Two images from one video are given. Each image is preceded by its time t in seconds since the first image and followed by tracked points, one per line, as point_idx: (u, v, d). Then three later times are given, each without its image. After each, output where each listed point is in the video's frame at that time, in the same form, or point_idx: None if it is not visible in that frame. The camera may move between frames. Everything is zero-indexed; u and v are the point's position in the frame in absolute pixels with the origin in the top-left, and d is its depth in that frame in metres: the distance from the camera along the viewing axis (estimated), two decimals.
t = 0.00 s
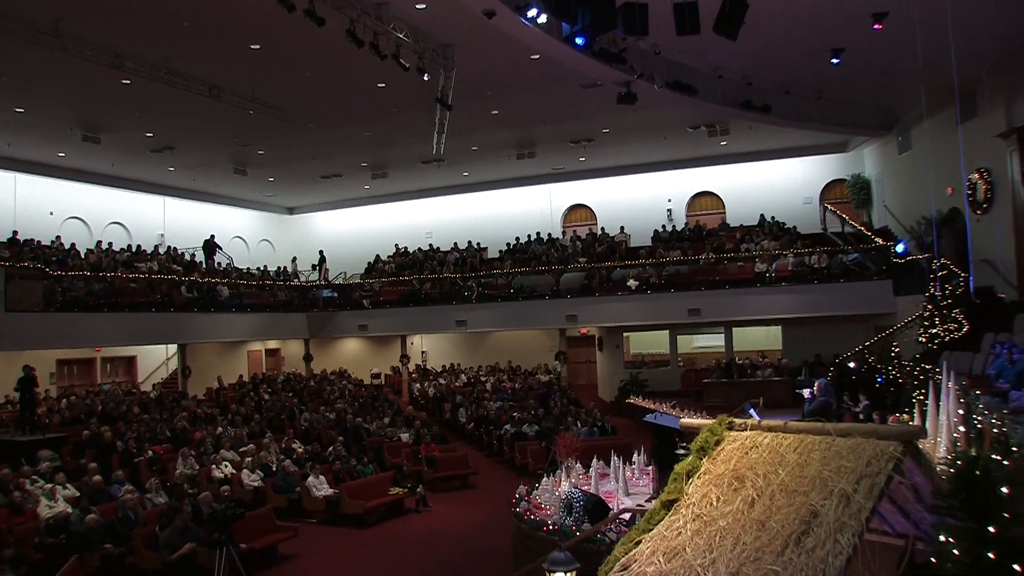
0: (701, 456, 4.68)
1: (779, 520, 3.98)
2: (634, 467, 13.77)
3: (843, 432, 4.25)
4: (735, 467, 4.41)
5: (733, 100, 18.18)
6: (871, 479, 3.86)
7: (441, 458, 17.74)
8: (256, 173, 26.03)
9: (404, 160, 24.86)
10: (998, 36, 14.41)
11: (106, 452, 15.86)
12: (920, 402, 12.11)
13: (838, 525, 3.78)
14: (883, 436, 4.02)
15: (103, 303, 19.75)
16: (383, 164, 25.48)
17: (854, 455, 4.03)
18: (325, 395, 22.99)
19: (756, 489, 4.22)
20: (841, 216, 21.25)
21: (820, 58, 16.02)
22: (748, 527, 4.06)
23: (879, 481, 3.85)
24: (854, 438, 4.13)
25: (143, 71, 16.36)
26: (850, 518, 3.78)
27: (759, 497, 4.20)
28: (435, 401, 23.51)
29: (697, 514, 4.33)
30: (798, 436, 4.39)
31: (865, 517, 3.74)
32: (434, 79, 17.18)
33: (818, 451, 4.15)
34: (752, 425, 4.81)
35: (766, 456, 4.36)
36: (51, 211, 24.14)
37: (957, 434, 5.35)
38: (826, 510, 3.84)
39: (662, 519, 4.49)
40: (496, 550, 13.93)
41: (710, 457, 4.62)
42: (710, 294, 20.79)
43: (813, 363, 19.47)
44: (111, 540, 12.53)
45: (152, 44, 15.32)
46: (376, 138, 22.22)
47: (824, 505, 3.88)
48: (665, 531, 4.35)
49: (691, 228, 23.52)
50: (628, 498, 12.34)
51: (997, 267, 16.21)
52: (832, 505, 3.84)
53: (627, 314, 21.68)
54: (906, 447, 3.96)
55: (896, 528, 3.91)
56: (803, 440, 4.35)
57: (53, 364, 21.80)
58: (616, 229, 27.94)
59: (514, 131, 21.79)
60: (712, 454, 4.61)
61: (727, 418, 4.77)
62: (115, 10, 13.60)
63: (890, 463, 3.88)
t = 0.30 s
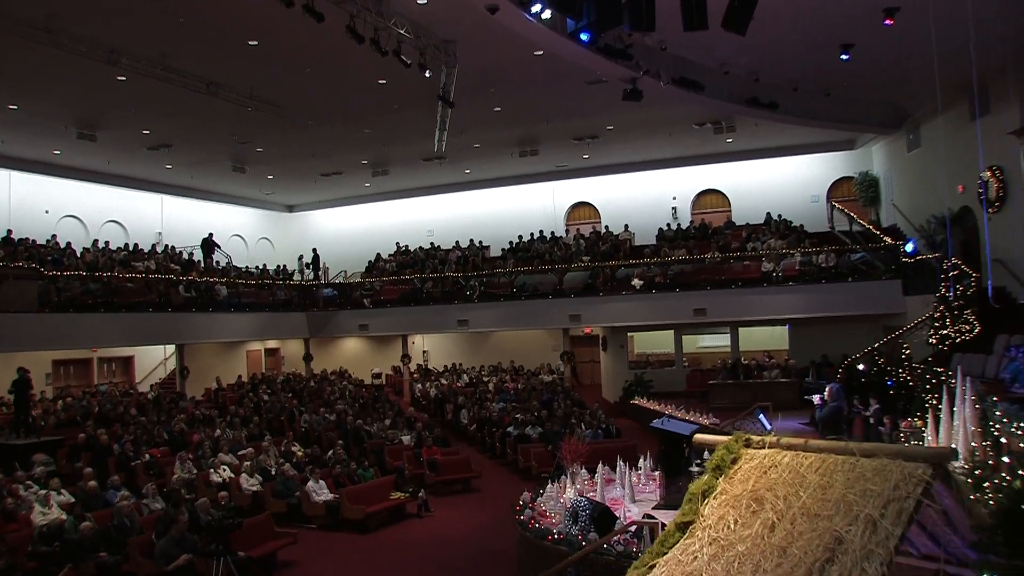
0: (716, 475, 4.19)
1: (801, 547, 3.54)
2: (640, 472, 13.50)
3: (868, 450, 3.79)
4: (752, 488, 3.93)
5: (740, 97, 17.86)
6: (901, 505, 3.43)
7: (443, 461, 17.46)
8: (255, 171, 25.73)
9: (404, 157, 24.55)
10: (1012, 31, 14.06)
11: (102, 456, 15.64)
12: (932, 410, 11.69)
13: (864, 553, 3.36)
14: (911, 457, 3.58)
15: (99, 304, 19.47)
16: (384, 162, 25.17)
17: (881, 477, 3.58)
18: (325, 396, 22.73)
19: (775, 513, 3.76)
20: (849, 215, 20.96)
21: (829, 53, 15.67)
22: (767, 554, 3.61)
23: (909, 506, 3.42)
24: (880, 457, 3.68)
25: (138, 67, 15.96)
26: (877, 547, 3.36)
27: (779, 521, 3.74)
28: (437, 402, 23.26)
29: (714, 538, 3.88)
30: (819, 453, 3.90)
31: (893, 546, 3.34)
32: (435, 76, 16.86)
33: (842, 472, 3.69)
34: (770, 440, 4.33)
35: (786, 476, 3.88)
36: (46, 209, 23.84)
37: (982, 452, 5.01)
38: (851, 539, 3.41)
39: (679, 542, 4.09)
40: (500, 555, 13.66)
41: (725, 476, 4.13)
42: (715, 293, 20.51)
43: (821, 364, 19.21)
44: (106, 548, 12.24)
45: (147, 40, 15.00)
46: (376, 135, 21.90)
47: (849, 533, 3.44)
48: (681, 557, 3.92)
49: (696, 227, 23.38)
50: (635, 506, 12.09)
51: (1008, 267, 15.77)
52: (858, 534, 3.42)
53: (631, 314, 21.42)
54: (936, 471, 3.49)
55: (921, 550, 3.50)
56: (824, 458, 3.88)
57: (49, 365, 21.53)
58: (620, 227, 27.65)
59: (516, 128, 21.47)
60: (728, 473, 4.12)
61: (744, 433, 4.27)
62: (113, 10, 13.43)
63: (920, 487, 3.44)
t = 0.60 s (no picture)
0: (735, 491, 4.03)
1: (827, 569, 3.37)
2: (647, 474, 13.26)
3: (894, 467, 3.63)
4: (773, 506, 3.77)
5: (747, 89, 17.53)
6: (937, 527, 3.26)
7: (445, 460, 17.21)
8: (254, 164, 25.43)
9: (406, 150, 24.22)
10: None
11: (99, 455, 15.41)
12: (947, 412, 11.37)
13: None
14: (942, 476, 3.41)
15: (95, 300, 19.20)
16: (385, 155, 24.85)
17: (910, 496, 3.42)
18: (326, 394, 22.49)
19: (799, 533, 3.58)
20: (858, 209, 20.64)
21: (840, 45, 15.33)
22: None
23: (940, 530, 3.24)
24: (908, 475, 3.51)
25: (135, 60, 15.66)
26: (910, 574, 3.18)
27: (804, 542, 3.56)
28: (439, 399, 23.01)
29: (734, 559, 3.70)
30: (843, 469, 3.73)
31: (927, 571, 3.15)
32: (437, 68, 16.53)
33: (868, 490, 3.53)
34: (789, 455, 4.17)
35: (808, 494, 3.72)
36: (42, 203, 23.53)
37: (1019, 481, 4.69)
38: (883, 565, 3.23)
39: (695, 561, 3.90)
40: (504, 557, 13.39)
41: (744, 492, 3.97)
42: (722, 289, 20.22)
43: (828, 361, 19.02)
44: (101, 551, 11.99)
45: (142, 32, 14.66)
46: (377, 128, 21.58)
47: (879, 558, 3.27)
48: None
49: (702, 221, 23.20)
50: (642, 508, 11.85)
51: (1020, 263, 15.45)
52: (889, 561, 3.24)
53: (636, 310, 21.17)
54: (966, 491, 3.33)
55: None
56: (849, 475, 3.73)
57: (45, 362, 21.30)
58: (624, 221, 27.33)
59: (520, 121, 21.13)
60: (747, 489, 3.95)
61: (762, 446, 4.12)
62: (118, 16, 13.70)
63: (953, 508, 3.28)
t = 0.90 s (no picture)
0: (748, 499, 3.62)
1: None
2: (648, 467, 13.05)
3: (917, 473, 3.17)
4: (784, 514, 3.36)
5: (749, 75, 17.20)
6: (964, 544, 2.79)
7: (442, 452, 16.98)
8: (247, 150, 25.04)
9: (401, 135, 23.85)
10: None
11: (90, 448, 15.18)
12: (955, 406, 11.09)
13: None
14: (970, 485, 2.93)
15: (85, 288, 18.86)
16: (380, 140, 24.47)
17: (937, 509, 2.95)
18: (321, 383, 22.26)
19: (815, 547, 3.14)
20: (860, 196, 20.41)
21: (845, 30, 15.00)
22: None
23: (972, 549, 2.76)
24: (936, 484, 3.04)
25: (123, 44, 15.26)
26: None
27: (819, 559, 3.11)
28: (435, 388, 22.79)
29: None
30: (863, 477, 3.29)
31: None
32: (434, 52, 16.15)
33: (890, 500, 3.08)
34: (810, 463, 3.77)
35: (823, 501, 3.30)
36: (30, 189, 23.13)
37: None
38: None
39: None
40: (502, 552, 13.19)
41: (757, 501, 3.58)
42: (722, 277, 20.02)
43: (830, 351, 18.85)
44: (90, 548, 11.75)
45: (130, 15, 14.26)
46: (373, 113, 21.18)
47: None
48: None
49: (701, 208, 22.97)
50: (643, 503, 11.64)
51: None
52: None
53: (635, 298, 20.96)
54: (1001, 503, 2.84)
55: None
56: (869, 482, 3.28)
57: (34, 351, 21.01)
58: (623, 207, 27.06)
59: (517, 106, 20.77)
60: (760, 498, 3.56)
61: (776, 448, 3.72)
62: None
63: (983, 523, 2.79)
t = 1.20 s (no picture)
0: (760, 506, 3.87)
1: None
2: (645, 459, 12.85)
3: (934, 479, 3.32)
4: (799, 520, 3.56)
5: (748, 58, 16.87)
6: (979, 552, 2.93)
7: (435, 441, 16.75)
8: (236, 133, 24.62)
9: (394, 118, 23.45)
10: None
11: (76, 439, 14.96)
12: (958, 397, 10.88)
13: None
14: (996, 496, 3.05)
15: (70, 275, 18.49)
16: (372, 124, 24.06)
17: (959, 519, 3.08)
18: (311, 370, 21.99)
19: (831, 555, 3.32)
20: (858, 182, 20.18)
21: (846, 12, 14.69)
22: None
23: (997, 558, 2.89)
24: (955, 494, 3.18)
25: (107, 24, 14.83)
26: None
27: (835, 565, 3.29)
28: (427, 375, 22.52)
29: None
30: (879, 484, 3.46)
31: None
32: (428, 34, 15.76)
33: (909, 510, 3.23)
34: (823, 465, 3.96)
35: (838, 507, 3.48)
36: (13, 173, 22.65)
37: None
38: None
39: None
40: (497, 545, 12.99)
41: (769, 505, 3.82)
42: (720, 264, 19.87)
43: (828, 339, 18.68)
44: (75, 543, 11.48)
45: None
46: (364, 96, 20.77)
47: None
48: None
49: (697, 193, 22.74)
50: (641, 497, 11.45)
51: None
52: None
53: (631, 284, 20.78)
54: None
55: None
56: (884, 487, 3.45)
57: (18, 338, 20.67)
58: (618, 192, 26.75)
59: (512, 89, 20.41)
60: (772, 503, 3.79)
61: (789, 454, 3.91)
62: None
63: (1009, 535, 2.91)
